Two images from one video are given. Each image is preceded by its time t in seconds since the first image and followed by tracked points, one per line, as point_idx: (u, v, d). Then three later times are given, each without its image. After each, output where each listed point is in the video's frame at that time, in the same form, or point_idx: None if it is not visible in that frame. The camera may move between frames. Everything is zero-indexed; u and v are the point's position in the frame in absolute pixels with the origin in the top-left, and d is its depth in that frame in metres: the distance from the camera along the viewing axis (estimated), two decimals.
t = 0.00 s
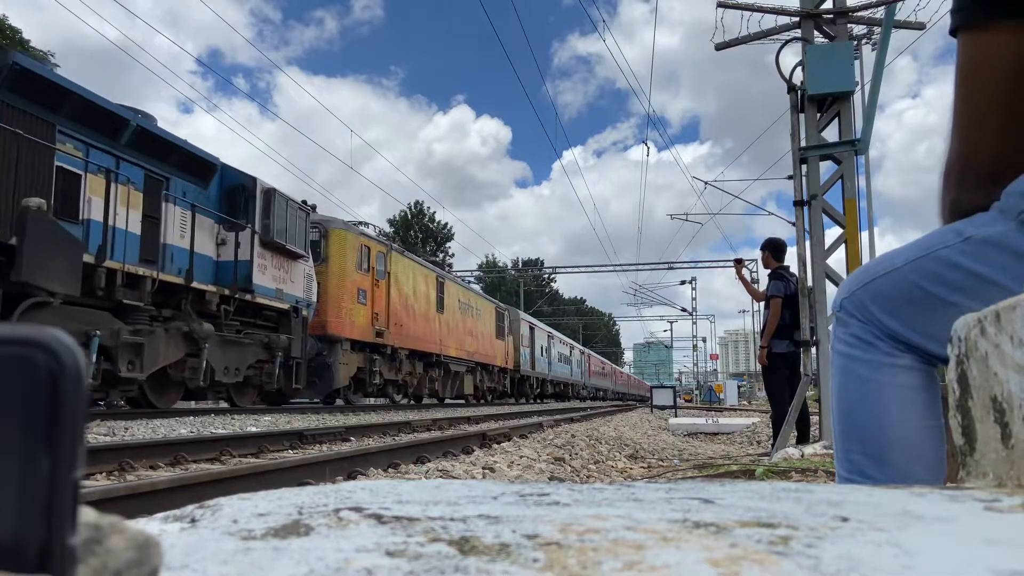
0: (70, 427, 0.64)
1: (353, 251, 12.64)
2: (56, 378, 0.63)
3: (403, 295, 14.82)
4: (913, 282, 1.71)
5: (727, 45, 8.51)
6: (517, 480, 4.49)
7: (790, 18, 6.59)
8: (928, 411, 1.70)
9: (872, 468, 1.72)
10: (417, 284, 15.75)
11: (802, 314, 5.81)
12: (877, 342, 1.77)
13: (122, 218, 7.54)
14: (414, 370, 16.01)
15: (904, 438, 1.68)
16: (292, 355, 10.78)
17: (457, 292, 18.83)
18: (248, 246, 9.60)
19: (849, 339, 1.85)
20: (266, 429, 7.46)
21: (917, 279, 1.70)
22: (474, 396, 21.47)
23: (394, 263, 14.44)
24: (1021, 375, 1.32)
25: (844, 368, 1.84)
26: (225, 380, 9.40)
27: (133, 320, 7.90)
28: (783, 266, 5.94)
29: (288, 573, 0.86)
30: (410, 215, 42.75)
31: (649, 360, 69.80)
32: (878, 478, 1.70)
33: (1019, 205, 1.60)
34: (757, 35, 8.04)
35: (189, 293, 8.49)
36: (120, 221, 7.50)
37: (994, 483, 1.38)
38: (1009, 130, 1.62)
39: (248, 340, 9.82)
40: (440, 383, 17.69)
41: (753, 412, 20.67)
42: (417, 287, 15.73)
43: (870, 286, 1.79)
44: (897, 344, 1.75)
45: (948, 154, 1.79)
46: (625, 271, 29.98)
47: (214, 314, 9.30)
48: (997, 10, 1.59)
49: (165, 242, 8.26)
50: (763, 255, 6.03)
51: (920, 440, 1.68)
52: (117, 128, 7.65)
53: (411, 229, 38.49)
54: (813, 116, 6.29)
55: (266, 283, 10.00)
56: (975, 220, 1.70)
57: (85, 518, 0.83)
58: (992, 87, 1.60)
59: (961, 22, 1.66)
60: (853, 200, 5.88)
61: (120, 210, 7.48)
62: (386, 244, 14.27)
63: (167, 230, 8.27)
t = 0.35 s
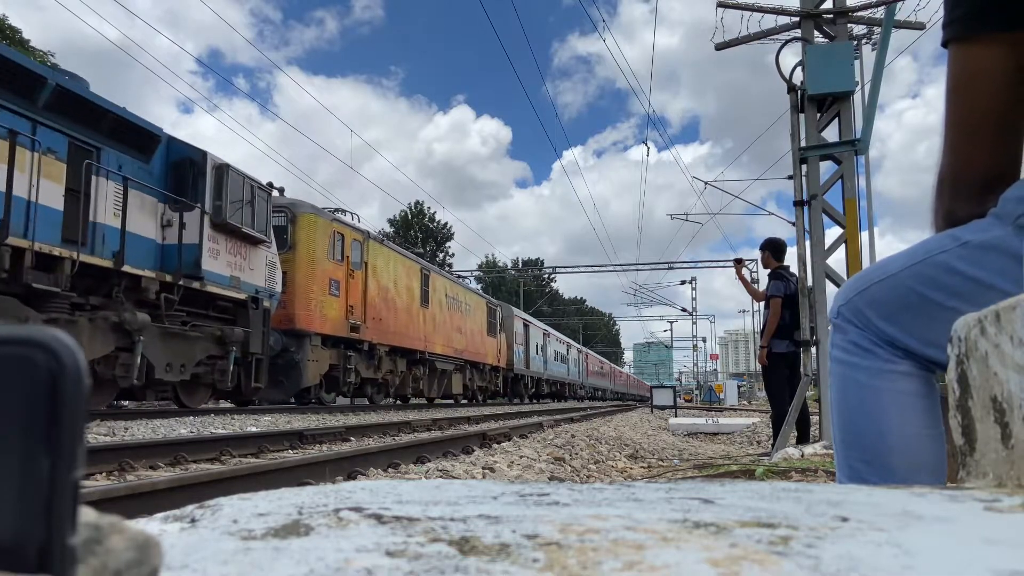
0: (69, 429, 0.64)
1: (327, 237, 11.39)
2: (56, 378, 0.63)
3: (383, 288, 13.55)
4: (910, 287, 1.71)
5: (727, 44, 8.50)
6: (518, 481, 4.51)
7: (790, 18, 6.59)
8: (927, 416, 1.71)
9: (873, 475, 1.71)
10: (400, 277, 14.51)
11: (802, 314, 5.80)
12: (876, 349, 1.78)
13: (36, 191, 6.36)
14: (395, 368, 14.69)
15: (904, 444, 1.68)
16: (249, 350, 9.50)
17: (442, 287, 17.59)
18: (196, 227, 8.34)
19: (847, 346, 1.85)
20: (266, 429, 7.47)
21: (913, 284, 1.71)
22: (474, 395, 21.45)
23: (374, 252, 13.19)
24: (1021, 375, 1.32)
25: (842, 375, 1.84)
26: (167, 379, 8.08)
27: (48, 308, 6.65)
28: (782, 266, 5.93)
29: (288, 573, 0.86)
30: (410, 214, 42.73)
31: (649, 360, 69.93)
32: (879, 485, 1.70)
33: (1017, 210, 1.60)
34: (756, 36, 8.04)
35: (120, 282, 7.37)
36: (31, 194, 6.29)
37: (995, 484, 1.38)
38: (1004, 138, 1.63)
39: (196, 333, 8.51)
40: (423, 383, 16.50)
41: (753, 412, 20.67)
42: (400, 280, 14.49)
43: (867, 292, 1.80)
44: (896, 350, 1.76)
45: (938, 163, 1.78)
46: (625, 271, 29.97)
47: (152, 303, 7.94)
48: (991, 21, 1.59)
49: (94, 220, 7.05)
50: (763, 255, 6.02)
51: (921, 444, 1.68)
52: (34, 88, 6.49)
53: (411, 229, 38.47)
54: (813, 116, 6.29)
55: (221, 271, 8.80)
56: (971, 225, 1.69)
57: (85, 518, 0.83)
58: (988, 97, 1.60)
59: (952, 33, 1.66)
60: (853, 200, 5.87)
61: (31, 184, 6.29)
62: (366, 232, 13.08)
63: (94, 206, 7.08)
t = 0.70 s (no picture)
0: (70, 430, 0.65)
1: (289, 222, 10.56)
2: (57, 377, 0.64)
3: (356, 278, 12.71)
4: (911, 288, 1.71)
5: (727, 44, 8.49)
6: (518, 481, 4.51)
7: (790, 18, 6.59)
8: (927, 416, 1.71)
9: (873, 475, 1.71)
10: (378, 266, 13.64)
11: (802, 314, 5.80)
12: (876, 349, 1.78)
13: None
14: (374, 365, 13.91)
15: (904, 444, 1.68)
16: (195, 344, 8.44)
17: (430, 278, 16.64)
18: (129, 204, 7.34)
19: (847, 346, 1.85)
20: (266, 429, 7.47)
21: (913, 284, 1.71)
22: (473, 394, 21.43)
23: (343, 240, 12.33)
24: (1021, 375, 1.32)
25: (842, 375, 1.84)
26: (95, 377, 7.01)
27: None
28: (782, 266, 5.94)
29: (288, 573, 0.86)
30: (411, 215, 42.75)
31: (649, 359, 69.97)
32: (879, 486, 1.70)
33: (1017, 211, 1.60)
34: (756, 36, 8.04)
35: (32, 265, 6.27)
36: None
37: (995, 484, 1.38)
38: (1004, 141, 1.63)
39: (131, 325, 7.45)
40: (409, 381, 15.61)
41: (753, 411, 20.67)
42: (378, 270, 13.62)
43: (867, 292, 1.80)
44: (896, 350, 1.76)
45: (938, 167, 1.78)
46: (625, 271, 29.93)
47: (73, 289, 6.95)
48: (990, 23, 1.59)
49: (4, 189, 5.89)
50: (762, 255, 6.02)
51: (921, 445, 1.68)
52: None
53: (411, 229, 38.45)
54: (813, 116, 6.29)
55: (159, 255, 7.80)
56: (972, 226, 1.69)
57: (85, 519, 0.83)
58: (987, 100, 1.60)
59: (950, 36, 1.66)
60: (853, 199, 5.87)
61: None
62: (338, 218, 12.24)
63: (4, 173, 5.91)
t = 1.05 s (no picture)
0: (69, 428, 0.65)
1: (245, 203, 9.44)
2: (56, 376, 0.64)
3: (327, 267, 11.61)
4: (912, 289, 1.71)
5: (727, 44, 8.49)
6: (518, 480, 4.52)
7: (790, 18, 6.59)
8: (927, 416, 1.71)
9: (873, 476, 1.72)
10: (352, 256, 12.54)
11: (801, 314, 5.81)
12: (876, 349, 1.78)
13: None
14: (348, 363, 12.90)
15: (904, 444, 1.68)
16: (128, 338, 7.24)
17: (411, 270, 15.54)
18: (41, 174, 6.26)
19: (847, 346, 1.85)
20: (266, 429, 7.47)
21: (913, 285, 1.71)
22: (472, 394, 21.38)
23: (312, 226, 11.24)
24: (1021, 375, 1.32)
25: (842, 375, 1.84)
26: None
27: None
28: (782, 266, 5.94)
29: (288, 573, 0.86)
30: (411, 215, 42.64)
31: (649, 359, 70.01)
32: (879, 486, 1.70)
33: (1018, 211, 1.60)
34: (756, 36, 8.05)
35: None
36: None
37: (995, 484, 1.38)
38: (1002, 141, 1.63)
39: (42, 315, 6.34)
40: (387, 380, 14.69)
41: (753, 412, 20.65)
42: (352, 259, 12.53)
43: (867, 292, 1.80)
44: (896, 350, 1.76)
45: (938, 167, 1.78)
46: (625, 271, 29.89)
47: None
48: (989, 24, 1.59)
49: None
50: (762, 255, 6.02)
51: (922, 446, 1.68)
52: None
53: (411, 229, 38.44)
54: (813, 116, 6.30)
55: (80, 234, 6.68)
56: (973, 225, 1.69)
57: (86, 518, 0.83)
58: (986, 100, 1.60)
59: (950, 36, 1.66)
60: (853, 200, 5.87)
61: None
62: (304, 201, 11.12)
63: None
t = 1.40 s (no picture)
0: (70, 427, 0.65)
1: (194, 179, 8.33)
2: (56, 377, 0.64)
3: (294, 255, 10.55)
4: (912, 289, 1.71)
5: (727, 44, 8.49)
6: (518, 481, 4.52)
7: (790, 18, 6.59)
8: (928, 416, 1.71)
9: (873, 476, 1.72)
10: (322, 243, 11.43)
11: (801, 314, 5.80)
12: (876, 350, 1.78)
13: None
14: (317, 360, 11.89)
15: (904, 444, 1.68)
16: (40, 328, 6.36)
17: (390, 261, 14.44)
18: None
19: (847, 346, 1.85)
20: (266, 429, 7.47)
21: (914, 285, 1.71)
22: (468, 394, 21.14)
23: (274, 208, 10.15)
24: (1021, 375, 1.32)
25: (843, 375, 1.84)
26: None
27: None
28: (782, 266, 5.94)
29: (288, 573, 0.86)
30: (411, 215, 42.61)
31: (649, 359, 70.04)
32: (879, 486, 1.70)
33: (1018, 211, 1.59)
34: (756, 36, 8.05)
35: None
36: None
37: (994, 483, 1.38)
38: (1001, 142, 1.63)
39: None
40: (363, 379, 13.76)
41: (754, 412, 20.63)
42: (322, 247, 11.43)
43: (867, 293, 1.80)
44: (896, 350, 1.76)
45: (938, 166, 1.77)
46: (625, 271, 29.87)
47: None
48: (990, 24, 1.59)
49: None
50: (762, 255, 6.02)
51: (923, 446, 1.68)
52: None
53: (411, 229, 38.45)
54: (813, 116, 6.29)
55: None
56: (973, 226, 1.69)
57: (86, 518, 0.83)
58: (984, 100, 1.60)
59: (949, 36, 1.66)
60: (853, 199, 5.87)
61: None
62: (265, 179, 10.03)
63: None
